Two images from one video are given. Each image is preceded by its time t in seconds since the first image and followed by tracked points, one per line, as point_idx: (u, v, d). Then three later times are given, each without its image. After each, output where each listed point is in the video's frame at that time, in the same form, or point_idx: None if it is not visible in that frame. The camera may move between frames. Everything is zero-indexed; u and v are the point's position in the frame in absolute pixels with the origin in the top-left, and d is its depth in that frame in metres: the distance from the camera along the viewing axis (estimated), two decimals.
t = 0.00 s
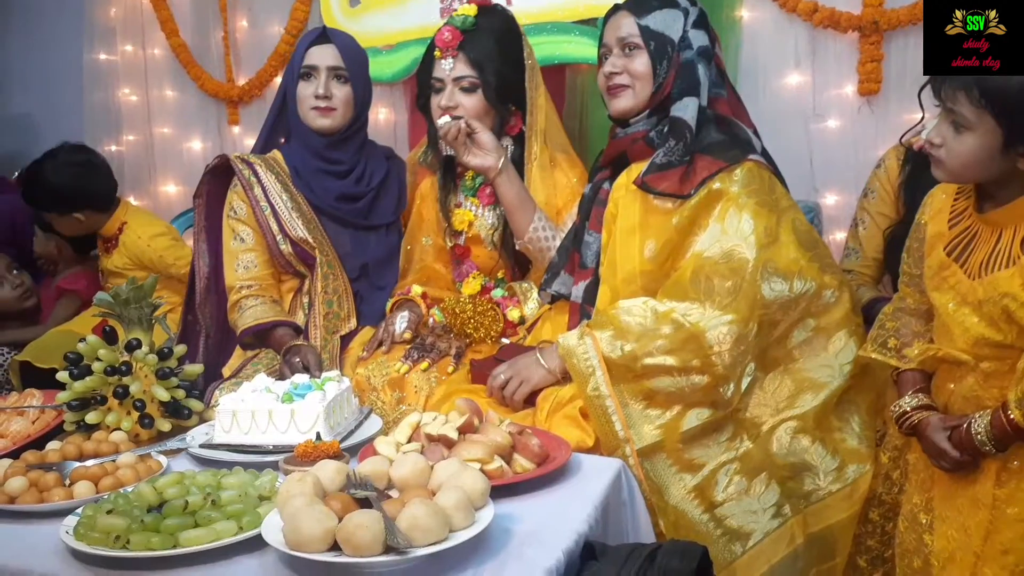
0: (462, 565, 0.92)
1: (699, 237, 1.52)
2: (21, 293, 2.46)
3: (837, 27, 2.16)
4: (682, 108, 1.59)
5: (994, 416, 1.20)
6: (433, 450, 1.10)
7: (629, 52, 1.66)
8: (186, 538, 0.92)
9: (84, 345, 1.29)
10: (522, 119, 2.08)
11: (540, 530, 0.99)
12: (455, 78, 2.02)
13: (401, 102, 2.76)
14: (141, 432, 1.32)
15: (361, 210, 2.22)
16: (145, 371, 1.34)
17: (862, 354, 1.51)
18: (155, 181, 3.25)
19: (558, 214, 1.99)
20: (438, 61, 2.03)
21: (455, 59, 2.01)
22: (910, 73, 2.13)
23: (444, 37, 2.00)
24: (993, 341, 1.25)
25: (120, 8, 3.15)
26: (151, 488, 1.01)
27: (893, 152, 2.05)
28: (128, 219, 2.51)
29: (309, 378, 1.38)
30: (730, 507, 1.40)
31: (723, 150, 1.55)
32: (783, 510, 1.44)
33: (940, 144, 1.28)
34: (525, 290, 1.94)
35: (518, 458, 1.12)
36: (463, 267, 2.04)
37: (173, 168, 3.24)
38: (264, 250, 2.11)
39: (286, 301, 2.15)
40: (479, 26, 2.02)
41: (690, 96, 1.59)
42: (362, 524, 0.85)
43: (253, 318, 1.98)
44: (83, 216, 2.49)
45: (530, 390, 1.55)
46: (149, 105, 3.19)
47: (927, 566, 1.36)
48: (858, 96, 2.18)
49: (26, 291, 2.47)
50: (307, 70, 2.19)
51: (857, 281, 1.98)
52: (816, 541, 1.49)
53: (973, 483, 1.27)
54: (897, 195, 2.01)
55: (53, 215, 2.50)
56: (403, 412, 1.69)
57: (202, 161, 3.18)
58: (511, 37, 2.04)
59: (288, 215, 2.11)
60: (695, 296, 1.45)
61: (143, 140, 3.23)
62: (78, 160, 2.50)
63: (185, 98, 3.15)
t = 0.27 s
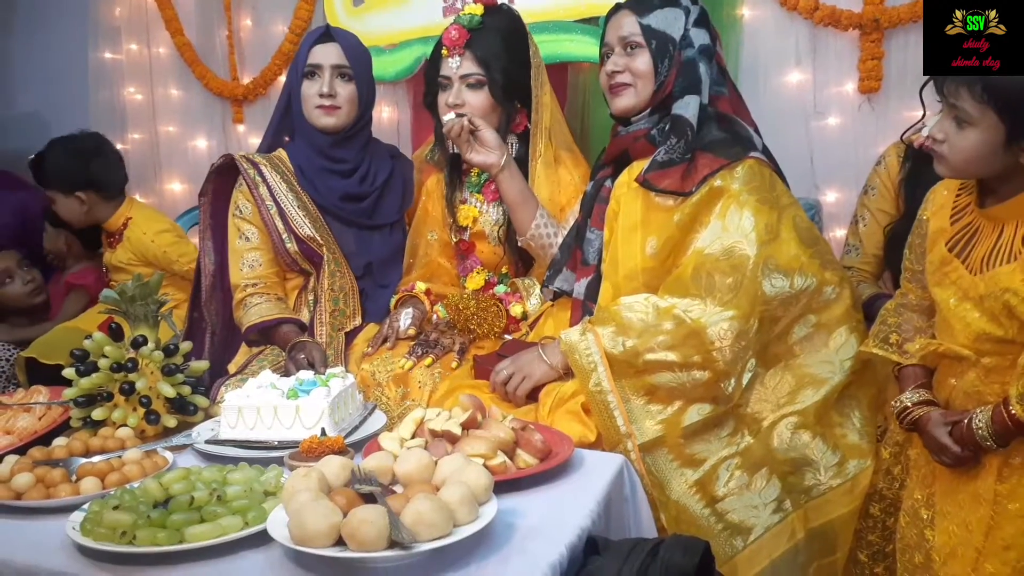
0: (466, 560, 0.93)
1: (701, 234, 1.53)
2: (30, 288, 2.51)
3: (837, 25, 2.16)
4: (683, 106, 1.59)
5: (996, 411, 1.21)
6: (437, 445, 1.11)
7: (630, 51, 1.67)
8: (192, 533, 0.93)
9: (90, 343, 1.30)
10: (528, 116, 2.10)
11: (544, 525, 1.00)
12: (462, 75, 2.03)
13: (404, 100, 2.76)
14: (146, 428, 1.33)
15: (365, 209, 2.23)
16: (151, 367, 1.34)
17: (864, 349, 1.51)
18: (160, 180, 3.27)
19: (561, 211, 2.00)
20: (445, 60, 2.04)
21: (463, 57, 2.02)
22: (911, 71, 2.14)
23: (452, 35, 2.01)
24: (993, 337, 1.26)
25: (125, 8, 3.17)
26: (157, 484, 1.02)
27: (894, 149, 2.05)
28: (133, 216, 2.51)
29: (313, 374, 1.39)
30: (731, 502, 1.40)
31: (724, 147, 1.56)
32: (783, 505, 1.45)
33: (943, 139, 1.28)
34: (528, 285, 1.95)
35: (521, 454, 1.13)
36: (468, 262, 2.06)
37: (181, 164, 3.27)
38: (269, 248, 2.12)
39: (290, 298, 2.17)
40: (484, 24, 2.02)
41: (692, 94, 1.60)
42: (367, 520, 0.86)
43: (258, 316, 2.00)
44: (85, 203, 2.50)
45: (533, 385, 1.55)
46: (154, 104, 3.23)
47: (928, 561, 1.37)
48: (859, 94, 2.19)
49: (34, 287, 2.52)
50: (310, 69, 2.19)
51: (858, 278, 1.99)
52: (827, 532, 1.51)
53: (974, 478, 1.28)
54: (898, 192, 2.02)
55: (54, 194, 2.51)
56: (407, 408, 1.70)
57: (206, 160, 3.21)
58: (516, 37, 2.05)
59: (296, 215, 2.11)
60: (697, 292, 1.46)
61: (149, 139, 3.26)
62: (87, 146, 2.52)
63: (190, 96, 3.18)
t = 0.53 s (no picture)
0: (467, 562, 0.93)
1: (701, 236, 1.53)
2: (32, 290, 2.46)
3: (837, 26, 2.16)
4: (683, 110, 1.59)
5: (995, 413, 1.21)
6: (437, 447, 1.12)
7: (628, 54, 1.67)
8: (193, 535, 0.93)
9: (91, 345, 1.30)
10: (528, 121, 2.10)
11: (545, 527, 1.00)
12: (463, 77, 2.03)
13: (404, 102, 2.77)
14: (147, 431, 1.33)
15: (368, 213, 2.23)
16: (152, 369, 1.35)
17: (865, 350, 1.52)
18: (161, 182, 3.29)
19: (563, 214, 2.00)
20: (447, 60, 2.03)
21: (463, 59, 2.02)
22: (911, 73, 2.15)
23: (452, 38, 2.00)
24: (993, 338, 1.26)
25: (125, 10, 3.19)
26: (158, 486, 1.02)
27: (893, 150, 2.06)
28: (133, 218, 2.56)
29: (314, 376, 1.39)
30: (732, 502, 1.40)
31: (723, 149, 1.56)
32: (784, 506, 1.45)
33: (943, 141, 1.28)
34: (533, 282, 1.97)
35: (521, 455, 1.13)
36: (468, 265, 2.05)
37: (180, 167, 3.28)
38: (271, 251, 2.12)
39: (292, 301, 2.17)
40: (487, 28, 2.03)
41: (691, 97, 1.60)
42: (368, 521, 0.86)
43: (258, 318, 2.00)
44: (85, 204, 2.54)
45: (533, 387, 1.56)
46: (155, 106, 3.25)
47: (928, 562, 1.37)
48: (858, 96, 2.20)
49: (38, 288, 2.47)
50: (315, 71, 2.20)
51: (858, 279, 2.00)
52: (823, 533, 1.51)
53: (974, 479, 1.28)
54: (898, 193, 2.02)
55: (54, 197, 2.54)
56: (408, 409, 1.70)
57: (207, 162, 3.23)
58: (518, 42, 2.06)
59: (301, 217, 2.13)
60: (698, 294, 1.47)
61: (150, 141, 3.28)
62: (85, 146, 2.58)
63: (190, 98, 3.20)
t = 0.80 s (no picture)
0: (467, 566, 0.92)
1: (705, 236, 1.51)
2: (30, 290, 2.50)
3: (844, 23, 2.15)
4: (663, 114, 1.58)
5: (1002, 416, 1.20)
6: (437, 449, 1.10)
7: (614, 60, 1.69)
8: (190, 537, 0.92)
9: (88, 344, 1.29)
10: (530, 118, 2.08)
11: (545, 531, 0.99)
12: (464, 71, 2.02)
13: (405, 100, 2.73)
14: (144, 431, 1.31)
15: (374, 211, 2.22)
16: (149, 369, 1.33)
17: (872, 352, 1.50)
18: (159, 179, 3.25)
19: (567, 214, 1.97)
20: (448, 55, 2.03)
21: (465, 53, 2.01)
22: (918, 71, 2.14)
23: (456, 31, 2.00)
24: (1001, 340, 1.24)
25: (124, 5, 3.16)
26: (155, 488, 1.01)
27: (899, 149, 2.04)
28: (132, 216, 2.50)
29: (312, 377, 1.38)
30: (734, 506, 1.39)
31: (728, 149, 1.54)
32: (788, 510, 1.43)
33: (953, 140, 1.27)
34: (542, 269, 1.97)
35: (522, 458, 1.12)
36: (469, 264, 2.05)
37: (176, 166, 3.24)
38: (273, 249, 2.11)
39: (292, 300, 2.15)
40: (489, 23, 2.02)
41: (670, 100, 1.57)
42: (367, 524, 0.85)
43: (259, 317, 1.99)
44: (82, 204, 2.49)
45: (534, 389, 1.54)
46: (153, 102, 3.21)
47: (934, 566, 1.36)
48: (865, 94, 2.18)
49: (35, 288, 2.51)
50: (324, 67, 2.18)
51: (864, 279, 1.98)
52: (829, 536, 1.48)
53: (981, 484, 1.27)
54: (904, 192, 2.00)
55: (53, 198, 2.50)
56: (408, 411, 1.69)
57: (206, 158, 3.19)
58: (520, 39, 2.04)
59: (307, 215, 2.11)
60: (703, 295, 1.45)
61: (147, 138, 3.24)
62: (80, 145, 2.52)
63: (189, 94, 3.16)
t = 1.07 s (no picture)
0: (467, 562, 0.92)
1: (699, 234, 1.51)
2: (26, 290, 2.47)
3: (842, 24, 2.16)
4: (655, 118, 1.57)
5: (1002, 416, 1.20)
6: (436, 447, 1.11)
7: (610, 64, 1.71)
8: (189, 534, 0.92)
9: (88, 342, 1.30)
10: (529, 114, 2.08)
11: (544, 528, 0.99)
12: (463, 69, 2.03)
13: (405, 99, 2.75)
14: (145, 429, 1.32)
15: (376, 207, 2.25)
16: (149, 367, 1.34)
17: (872, 351, 1.52)
18: (159, 178, 3.28)
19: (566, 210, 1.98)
20: (447, 54, 2.05)
21: (463, 52, 2.03)
22: (916, 72, 2.13)
23: (452, 32, 2.02)
24: (1000, 341, 1.25)
25: (125, 5, 3.19)
26: (155, 485, 1.01)
27: (898, 150, 2.05)
28: (133, 216, 2.51)
29: (312, 376, 1.38)
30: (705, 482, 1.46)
31: (726, 150, 1.54)
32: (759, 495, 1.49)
33: (953, 142, 1.27)
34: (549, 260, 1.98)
35: (521, 456, 1.12)
36: (467, 264, 2.08)
37: (173, 167, 3.27)
38: (276, 247, 2.12)
39: (291, 299, 2.15)
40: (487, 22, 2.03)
41: (661, 104, 1.57)
42: (366, 522, 0.85)
43: (258, 318, 1.99)
44: (85, 207, 2.49)
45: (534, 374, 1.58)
46: (154, 102, 3.24)
47: (932, 565, 1.36)
48: (863, 95, 2.18)
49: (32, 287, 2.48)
50: (326, 66, 2.19)
51: (861, 279, 1.99)
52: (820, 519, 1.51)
53: (979, 483, 1.27)
54: (902, 193, 2.01)
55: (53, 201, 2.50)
56: (407, 409, 1.69)
57: (205, 158, 3.21)
58: (519, 36, 2.05)
59: (311, 212, 2.12)
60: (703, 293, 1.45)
61: (149, 137, 3.27)
62: (78, 146, 2.52)
63: (189, 94, 3.18)
